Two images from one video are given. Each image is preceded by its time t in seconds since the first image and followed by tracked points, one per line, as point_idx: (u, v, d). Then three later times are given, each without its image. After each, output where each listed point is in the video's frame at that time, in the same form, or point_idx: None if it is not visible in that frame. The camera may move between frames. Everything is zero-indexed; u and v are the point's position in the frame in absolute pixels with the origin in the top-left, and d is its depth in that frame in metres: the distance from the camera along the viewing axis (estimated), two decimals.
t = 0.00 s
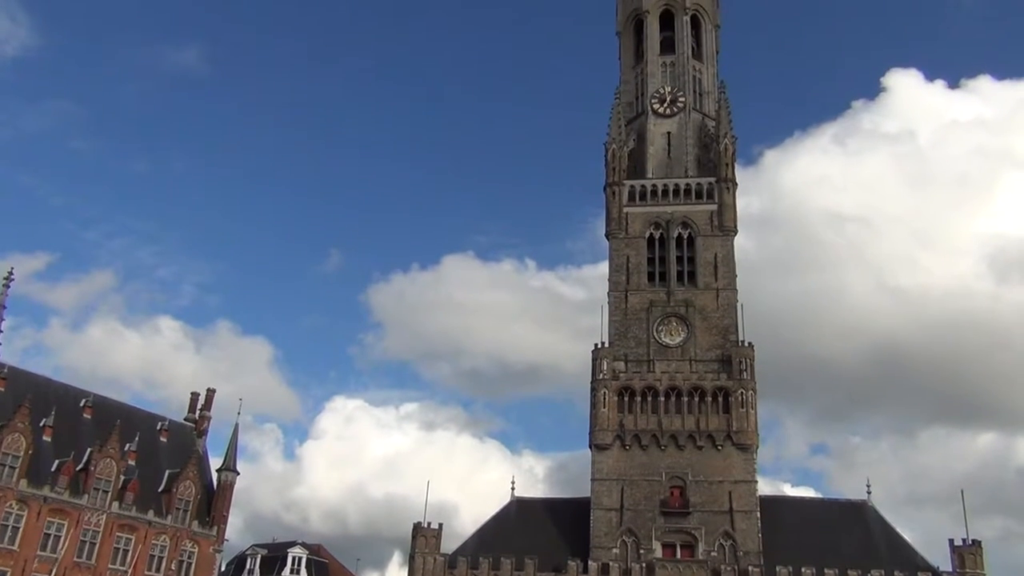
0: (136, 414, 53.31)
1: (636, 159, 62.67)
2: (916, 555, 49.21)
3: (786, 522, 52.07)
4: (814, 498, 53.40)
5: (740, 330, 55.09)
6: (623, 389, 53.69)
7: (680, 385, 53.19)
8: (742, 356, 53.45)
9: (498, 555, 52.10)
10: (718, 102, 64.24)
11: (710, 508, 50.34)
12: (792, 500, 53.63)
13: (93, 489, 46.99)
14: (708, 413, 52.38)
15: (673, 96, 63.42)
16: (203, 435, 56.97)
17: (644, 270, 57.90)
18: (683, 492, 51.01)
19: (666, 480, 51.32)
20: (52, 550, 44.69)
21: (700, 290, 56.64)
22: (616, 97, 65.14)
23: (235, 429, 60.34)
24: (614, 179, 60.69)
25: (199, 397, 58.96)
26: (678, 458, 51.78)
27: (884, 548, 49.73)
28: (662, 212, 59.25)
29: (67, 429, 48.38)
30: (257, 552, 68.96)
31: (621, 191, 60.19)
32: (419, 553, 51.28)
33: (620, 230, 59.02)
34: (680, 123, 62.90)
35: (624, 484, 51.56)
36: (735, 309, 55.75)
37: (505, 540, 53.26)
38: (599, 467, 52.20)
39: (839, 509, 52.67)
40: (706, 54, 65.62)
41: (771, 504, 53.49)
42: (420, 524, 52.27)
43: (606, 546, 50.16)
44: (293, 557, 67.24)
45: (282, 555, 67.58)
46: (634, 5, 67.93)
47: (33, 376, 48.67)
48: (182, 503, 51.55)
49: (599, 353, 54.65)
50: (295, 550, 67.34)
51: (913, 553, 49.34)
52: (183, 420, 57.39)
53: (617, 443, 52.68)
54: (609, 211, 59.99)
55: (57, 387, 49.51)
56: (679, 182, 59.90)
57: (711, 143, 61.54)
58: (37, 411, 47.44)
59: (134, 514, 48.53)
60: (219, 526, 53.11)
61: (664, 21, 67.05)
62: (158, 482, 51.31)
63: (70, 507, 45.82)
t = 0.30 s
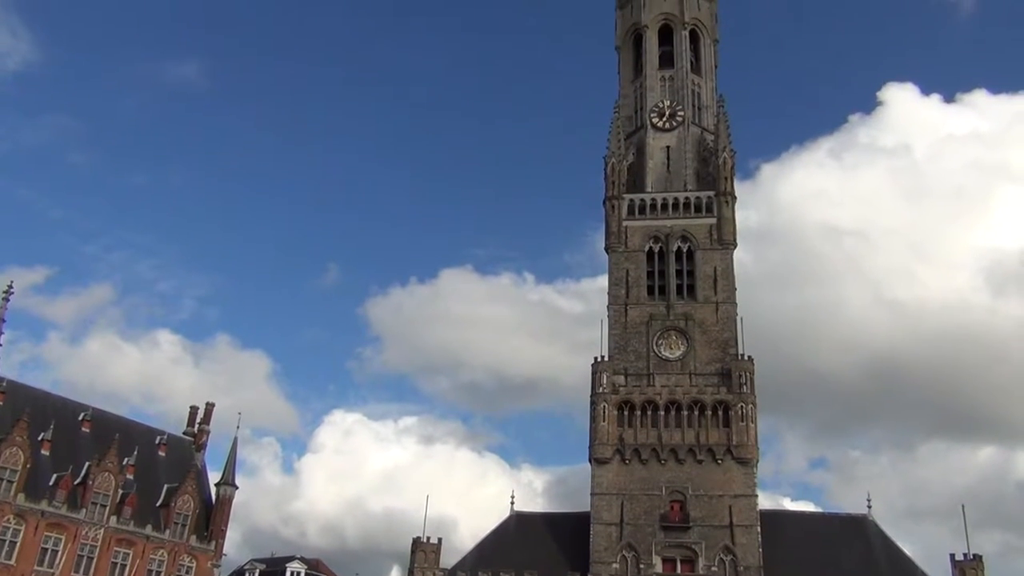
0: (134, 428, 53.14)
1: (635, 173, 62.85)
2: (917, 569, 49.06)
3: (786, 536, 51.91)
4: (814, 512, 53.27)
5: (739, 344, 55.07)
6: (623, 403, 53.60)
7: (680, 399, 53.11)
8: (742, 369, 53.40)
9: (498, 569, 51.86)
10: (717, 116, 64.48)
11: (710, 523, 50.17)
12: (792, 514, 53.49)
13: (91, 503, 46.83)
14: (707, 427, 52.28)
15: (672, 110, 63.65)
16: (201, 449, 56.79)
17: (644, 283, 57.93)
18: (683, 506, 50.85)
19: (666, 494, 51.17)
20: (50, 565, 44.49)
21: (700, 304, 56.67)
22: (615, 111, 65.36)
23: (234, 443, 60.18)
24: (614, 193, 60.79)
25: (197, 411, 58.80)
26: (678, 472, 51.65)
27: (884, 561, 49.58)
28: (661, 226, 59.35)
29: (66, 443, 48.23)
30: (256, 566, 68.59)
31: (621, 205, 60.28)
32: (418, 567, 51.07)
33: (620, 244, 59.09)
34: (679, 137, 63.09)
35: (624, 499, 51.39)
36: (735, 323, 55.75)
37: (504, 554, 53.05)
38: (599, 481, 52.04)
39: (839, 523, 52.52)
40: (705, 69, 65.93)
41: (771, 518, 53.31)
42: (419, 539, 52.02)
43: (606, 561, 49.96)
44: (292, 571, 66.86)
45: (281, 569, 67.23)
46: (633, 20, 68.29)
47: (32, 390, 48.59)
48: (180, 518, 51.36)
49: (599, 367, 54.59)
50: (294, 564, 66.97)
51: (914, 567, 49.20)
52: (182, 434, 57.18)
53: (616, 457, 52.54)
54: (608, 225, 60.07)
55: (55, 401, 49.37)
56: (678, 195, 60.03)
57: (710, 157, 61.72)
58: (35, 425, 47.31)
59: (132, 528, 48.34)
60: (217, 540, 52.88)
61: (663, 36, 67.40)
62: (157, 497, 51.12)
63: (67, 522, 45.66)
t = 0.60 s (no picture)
0: (133, 441, 53.01)
1: (635, 187, 63.02)
2: None
3: (787, 551, 51.67)
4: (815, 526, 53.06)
5: (739, 358, 55.04)
6: (623, 418, 53.51)
7: (680, 414, 53.04)
8: (742, 384, 53.36)
9: None
10: (716, 131, 64.72)
11: (710, 538, 50.00)
12: (793, 529, 53.27)
13: (90, 517, 46.70)
14: (708, 441, 52.18)
15: (672, 124, 63.89)
16: (200, 463, 56.69)
17: (644, 297, 57.97)
18: (683, 521, 50.68)
19: (666, 508, 51.00)
20: None
21: (700, 318, 56.68)
22: (616, 126, 65.59)
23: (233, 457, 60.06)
24: (614, 207, 60.90)
25: (196, 424, 58.68)
26: (678, 486, 51.49)
27: None
28: (661, 240, 59.44)
29: (65, 457, 48.13)
30: None
31: (621, 219, 60.39)
32: None
33: (620, 258, 59.15)
34: (679, 152, 63.29)
35: (625, 513, 51.21)
36: (735, 337, 55.75)
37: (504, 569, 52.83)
38: (599, 496, 51.87)
39: (840, 538, 52.32)
40: (705, 84, 66.23)
41: (771, 533, 53.12)
42: (419, 554, 51.88)
43: None
44: None
45: None
46: (632, 35, 68.63)
47: (31, 404, 48.54)
48: (179, 532, 51.20)
49: (599, 382, 54.53)
50: None
51: None
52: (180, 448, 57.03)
53: (617, 472, 52.39)
54: (608, 239, 60.15)
55: (53, 415, 49.26)
56: (678, 209, 60.16)
57: (710, 171, 61.88)
58: (34, 439, 47.20)
59: (130, 543, 48.19)
60: (216, 555, 52.69)
61: (662, 51, 67.73)
62: (156, 511, 50.97)
63: (66, 536, 45.56)
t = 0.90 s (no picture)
0: (132, 454, 52.85)
1: (635, 200, 63.16)
2: None
3: (788, 566, 51.41)
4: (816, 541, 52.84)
5: (740, 372, 54.99)
6: (623, 431, 53.40)
7: (680, 427, 52.95)
8: (742, 398, 53.31)
9: None
10: (716, 145, 64.93)
11: (710, 552, 49.82)
12: (794, 543, 53.05)
13: (88, 531, 46.57)
14: (708, 455, 52.07)
15: (672, 138, 64.10)
16: (199, 476, 56.48)
17: (644, 310, 57.98)
18: (684, 536, 50.50)
19: (667, 523, 50.83)
20: None
21: (700, 332, 56.68)
22: (616, 140, 65.81)
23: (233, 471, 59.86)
24: (614, 221, 61.00)
25: (196, 437, 58.55)
26: (678, 501, 51.33)
27: None
28: (661, 253, 59.52)
29: (63, 470, 48.00)
30: None
31: (621, 232, 60.46)
32: None
33: (620, 272, 59.18)
34: (679, 165, 63.48)
35: (625, 528, 51.02)
36: (735, 351, 55.73)
37: None
38: (599, 510, 51.69)
39: (841, 553, 52.11)
40: (705, 98, 66.49)
41: (772, 547, 52.92)
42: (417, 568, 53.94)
43: None
44: None
45: None
46: (632, 50, 68.96)
47: (31, 416, 48.45)
48: (177, 546, 51.03)
49: (599, 395, 54.45)
50: None
51: None
52: (179, 462, 56.83)
53: (616, 485, 52.23)
54: (608, 252, 60.21)
55: (52, 428, 49.16)
56: (678, 223, 60.28)
57: (710, 185, 62.03)
58: (33, 452, 47.09)
59: (129, 557, 48.05)
60: (214, 569, 52.49)
61: (662, 65, 68.05)
62: (154, 524, 50.82)
63: (64, 549, 45.46)
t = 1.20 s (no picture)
0: (131, 466, 52.72)
1: (636, 213, 63.27)
2: None
3: None
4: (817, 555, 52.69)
5: (740, 385, 54.92)
6: (624, 444, 53.27)
7: (681, 440, 52.85)
8: (743, 411, 53.26)
9: None
10: (717, 158, 65.09)
11: (710, 566, 49.67)
12: (794, 557, 52.91)
13: (86, 543, 46.46)
14: (708, 468, 51.95)
15: (672, 151, 64.26)
16: (198, 488, 56.20)
17: (644, 323, 57.97)
18: (684, 549, 50.35)
19: (667, 536, 50.67)
20: None
21: (701, 344, 56.66)
22: (616, 152, 65.97)
23: (232, 484, 59.63)
24: (614, 233, 61.07)
25: (196, 449, 58.43)
26: (678, 514, 51.19)
27: None
28: (661, 266, 59.55)
29: (63, 481, 47.88)
30: None
31: (621, 245, 60.52)
32: None
33: (620, 284, 59.20)
34: (679, 178, 63.61)
35: (625, 541, 50.86)
36: (735, 364, 55.70)
37: None
38: (599, 523, 51.52)
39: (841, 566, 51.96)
40: (706, 111, 66.72)
41: (772, 561, 52.76)
42: None
43: None
44: None
45: None
46: (633, 63, 69.23)
47: (30, 427, 48.37)
48: (175, 558, 50.87)
49: (599, 408, 54.36)
50: None
51: None
52: (179, 473, 56.67)
53: (617, 499, 52.06)
54: (609, 265, 60.26)
55: (52, 439, 49.10)
56: (679, 236, 60.36)
57: (711, 198, 62.14)
58: (32, 463, 47.02)
59: (127, 569, 47.95)
60: None
61: (663, 78, 68.29)
62: (153, 536, 50.69)
63: (61, 562, 45.38)
